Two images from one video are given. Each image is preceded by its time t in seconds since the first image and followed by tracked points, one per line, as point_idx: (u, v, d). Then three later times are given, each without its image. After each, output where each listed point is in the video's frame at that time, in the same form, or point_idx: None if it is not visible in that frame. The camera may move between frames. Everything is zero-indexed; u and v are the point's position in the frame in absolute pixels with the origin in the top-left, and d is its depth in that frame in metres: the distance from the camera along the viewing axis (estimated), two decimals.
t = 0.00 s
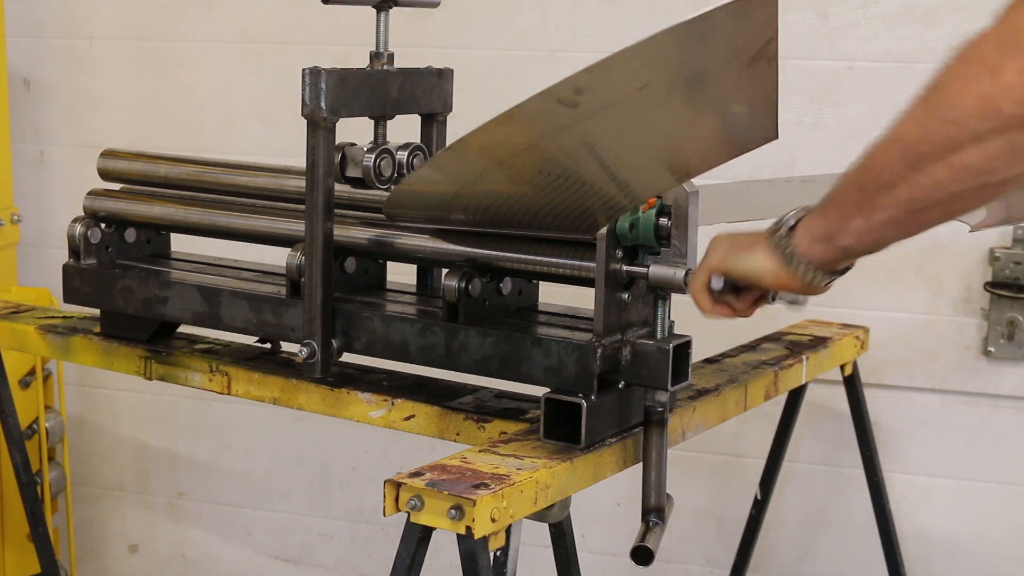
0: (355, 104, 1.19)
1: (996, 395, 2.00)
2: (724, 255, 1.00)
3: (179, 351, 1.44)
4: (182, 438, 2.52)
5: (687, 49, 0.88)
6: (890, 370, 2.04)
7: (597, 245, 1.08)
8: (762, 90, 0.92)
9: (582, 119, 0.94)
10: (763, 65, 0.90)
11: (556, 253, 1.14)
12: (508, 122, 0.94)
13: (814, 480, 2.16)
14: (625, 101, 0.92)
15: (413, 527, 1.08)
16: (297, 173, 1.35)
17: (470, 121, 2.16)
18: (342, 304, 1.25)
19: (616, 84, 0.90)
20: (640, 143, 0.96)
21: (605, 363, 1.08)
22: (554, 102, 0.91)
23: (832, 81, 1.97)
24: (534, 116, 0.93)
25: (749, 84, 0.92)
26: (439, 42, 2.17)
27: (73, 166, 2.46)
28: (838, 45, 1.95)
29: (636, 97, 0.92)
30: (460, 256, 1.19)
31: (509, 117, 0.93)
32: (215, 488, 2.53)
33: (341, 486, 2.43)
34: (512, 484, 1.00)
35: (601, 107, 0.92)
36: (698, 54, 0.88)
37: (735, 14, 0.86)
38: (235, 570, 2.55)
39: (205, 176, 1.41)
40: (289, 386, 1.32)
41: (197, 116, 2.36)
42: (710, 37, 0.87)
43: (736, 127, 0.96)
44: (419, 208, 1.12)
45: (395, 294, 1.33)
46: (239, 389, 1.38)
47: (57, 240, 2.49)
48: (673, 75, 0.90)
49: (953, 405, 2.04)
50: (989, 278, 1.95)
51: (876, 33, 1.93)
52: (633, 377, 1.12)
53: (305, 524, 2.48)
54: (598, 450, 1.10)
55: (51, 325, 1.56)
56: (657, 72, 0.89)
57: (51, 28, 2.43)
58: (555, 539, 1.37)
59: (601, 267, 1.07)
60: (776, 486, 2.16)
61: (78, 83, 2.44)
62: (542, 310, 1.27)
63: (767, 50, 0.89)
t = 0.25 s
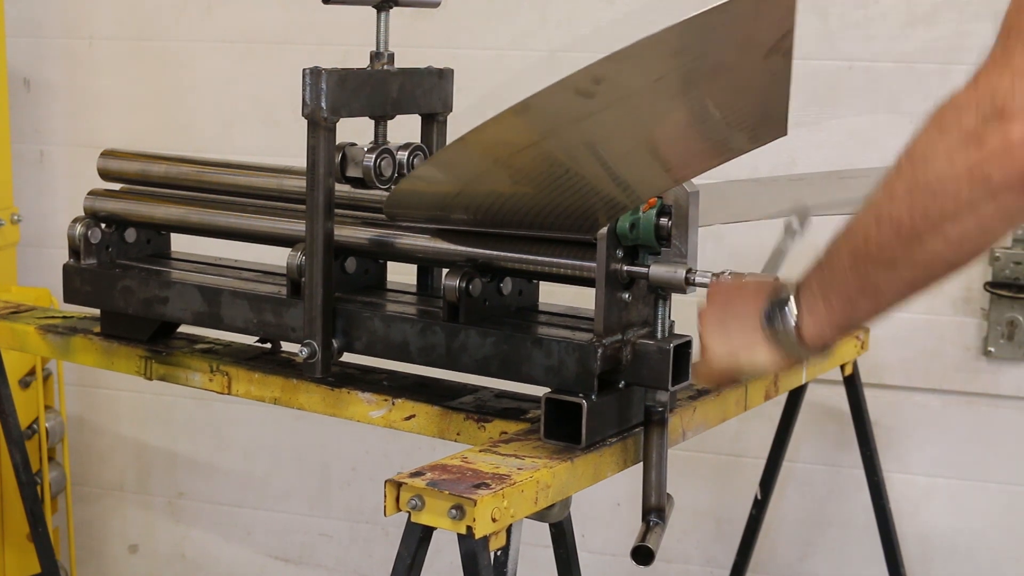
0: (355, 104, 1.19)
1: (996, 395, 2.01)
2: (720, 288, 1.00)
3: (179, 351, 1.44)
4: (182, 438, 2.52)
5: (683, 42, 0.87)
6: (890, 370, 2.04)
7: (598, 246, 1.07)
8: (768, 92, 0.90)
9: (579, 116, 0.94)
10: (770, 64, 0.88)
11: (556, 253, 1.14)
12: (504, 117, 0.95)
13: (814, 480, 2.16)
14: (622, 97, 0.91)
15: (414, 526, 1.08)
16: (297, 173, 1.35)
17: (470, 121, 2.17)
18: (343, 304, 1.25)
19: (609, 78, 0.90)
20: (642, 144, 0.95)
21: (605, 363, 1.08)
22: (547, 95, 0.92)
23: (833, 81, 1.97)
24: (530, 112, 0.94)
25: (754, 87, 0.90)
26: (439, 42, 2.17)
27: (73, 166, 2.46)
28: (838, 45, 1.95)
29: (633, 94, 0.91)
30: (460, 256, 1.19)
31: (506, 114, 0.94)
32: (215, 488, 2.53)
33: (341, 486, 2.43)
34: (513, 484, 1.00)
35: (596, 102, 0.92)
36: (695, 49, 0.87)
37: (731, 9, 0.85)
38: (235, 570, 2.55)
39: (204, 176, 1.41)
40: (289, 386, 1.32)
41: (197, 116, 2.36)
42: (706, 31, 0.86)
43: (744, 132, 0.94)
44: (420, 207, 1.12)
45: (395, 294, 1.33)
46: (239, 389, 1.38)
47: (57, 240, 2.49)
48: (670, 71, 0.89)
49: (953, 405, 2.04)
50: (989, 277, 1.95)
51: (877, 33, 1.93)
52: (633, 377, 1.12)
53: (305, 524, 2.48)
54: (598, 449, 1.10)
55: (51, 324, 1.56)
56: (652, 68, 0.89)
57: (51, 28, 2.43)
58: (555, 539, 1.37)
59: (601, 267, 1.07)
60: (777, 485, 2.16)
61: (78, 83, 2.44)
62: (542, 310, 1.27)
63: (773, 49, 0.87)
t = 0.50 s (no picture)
0: (356, 104, 1.19)
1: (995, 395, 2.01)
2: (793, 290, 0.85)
3: (180, 351, 1.44)
4: (182, 438, 2.52)
5: (681, 82, 0.79)
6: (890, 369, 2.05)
7: (599, 245, 1.08)
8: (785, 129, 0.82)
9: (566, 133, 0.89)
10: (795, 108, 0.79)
11: (556, 252, 1.14)
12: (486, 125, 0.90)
13: (814, 480, 2.16)
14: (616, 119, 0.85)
15: (415, 526, 1.07)
16: (298, 173, 1.35)
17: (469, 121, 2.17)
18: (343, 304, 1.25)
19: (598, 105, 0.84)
20: (641, 155, 0.91)
21: (606, 362, 1.08)
22: (532, 114, 0.87)
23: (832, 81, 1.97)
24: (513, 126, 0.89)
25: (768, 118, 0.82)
26: (439, 42, 2.18)
27: (73, 166, 2.46)
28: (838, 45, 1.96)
29: (627, 116, 0.85)
30: (461, 256, 1.19)
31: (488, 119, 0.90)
32: (215, 488, 2.53)
33: (341, 486, 2.43)
34: (514, 484, 1.00)
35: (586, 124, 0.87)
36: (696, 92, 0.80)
37: (741, 62, 0.76)
38: (235, 570, 2.55)
39: (205, 176, 1.41)
40: (290, 385, 1.32)
41: (197, 116, 2.36)
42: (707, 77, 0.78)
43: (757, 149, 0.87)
44: (420, 207, 1.12)
45: (396, 293, 1.33)
46: (240, 389, 1.38)
47: (57, 240, 2.49)
48: (668, 106, 0.82)
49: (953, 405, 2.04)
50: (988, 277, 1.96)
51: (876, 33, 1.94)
52: (634, 377, 1.12)
53: (305, 524, 2.48)
54: (599, 449, 1.10)
55: (51, 325, 1.56)
56: (647, 97, 0.82)
57: (50, 28, 2.43)
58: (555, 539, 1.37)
59: (602, 267, 1.07)
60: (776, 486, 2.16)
61: (78, 83, 2.44)
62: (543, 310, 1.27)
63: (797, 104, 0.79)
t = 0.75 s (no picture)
0: (356, 104, 1.19)
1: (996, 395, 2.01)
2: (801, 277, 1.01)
3: (179, 351, 1.44)
4: (182, 438, 2.52)
5: (676, 66, 0.78)
6: (891, 369, 2.05)
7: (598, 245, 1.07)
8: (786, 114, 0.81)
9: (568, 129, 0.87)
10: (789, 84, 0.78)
11: (556, 252, 1.14)
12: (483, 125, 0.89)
13: (814, 480, 2.16)
14: (614, 111, 0.84)
15: (414, 526, 1.07)
16: (297, 173, 1.35)
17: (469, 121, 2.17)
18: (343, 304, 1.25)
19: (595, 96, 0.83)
20: (645, 151, 0.89)
21: (605, 363, 1.08)
22: (531, 117, 0.86)
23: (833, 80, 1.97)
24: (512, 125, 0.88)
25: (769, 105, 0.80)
26: (439, 42, 2.17)
27: (73, 166, 2.46)
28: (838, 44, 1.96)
29: (624, 106, 0.83)
30: (460, 256, 1.19)
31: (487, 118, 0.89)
32: (215, 488, 2.53)
33: (341, 486, 2.43)
34: (514, 484, 1.00)
35: (584, 117, 0.85)
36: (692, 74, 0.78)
37: (750, 56, 0.76)
38: (235, 570, 2.55)
39: (205, 176, 1.41)
40: (290, 386, 1.32)
41: (197, 116, 2.36)
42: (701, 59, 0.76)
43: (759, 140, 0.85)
44: (420, 207, 1.11)
45: (396, 293, 1.33)
46: (239, 390, 1.38)
47: (57, 240, 2.49)
48: (664, 91, 0.81)
49: (954, 406, 2.04)
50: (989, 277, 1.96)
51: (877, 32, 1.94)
52: (634, 377, 1.12)
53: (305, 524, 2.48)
54: (598, 450, 1.10)
55: (51, 325, 1.56)
56: (646, 84, 0.80)
57: (50, 28, 2.43)
58: (555, 540, 1.37)
59: (601, 267, 1.07)
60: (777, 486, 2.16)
61: (78, 83, 2.44)
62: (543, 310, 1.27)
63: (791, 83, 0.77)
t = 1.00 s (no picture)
0: (356, 104, 1.19)
1: (996, 395, 2.01)
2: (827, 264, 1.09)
3: (179, 351, 1.44)
4: (182, 438, 2.52)
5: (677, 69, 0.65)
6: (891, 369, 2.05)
7: (599, 245, 1.08)
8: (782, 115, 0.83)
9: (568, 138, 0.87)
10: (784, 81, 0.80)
11: (556, 252, 1.14)
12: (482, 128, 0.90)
13: (814, 480, 2.16)
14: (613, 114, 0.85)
15: (414, 526, 1.07)
16: (298, 173, 1.35)
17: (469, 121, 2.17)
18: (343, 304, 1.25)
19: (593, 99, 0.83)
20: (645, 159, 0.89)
21: (605, 362, 1.08)
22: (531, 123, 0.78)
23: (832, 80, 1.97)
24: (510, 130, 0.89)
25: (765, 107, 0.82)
26: (439, 42, 2.17)
27: (73, 166, 2.46)
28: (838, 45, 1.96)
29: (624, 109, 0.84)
30: (461, 256, 1.19)
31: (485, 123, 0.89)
32: (215, 488, 2.53)
33: (341, 486, 2.43)
34: (514, 484, 1.00)
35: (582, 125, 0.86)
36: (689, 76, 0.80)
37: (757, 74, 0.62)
38: (234, 570, 2.55)
39: (205, 176, 1.41)
40: (290, 386, 1.32)
41: (197, 116, 2.36)
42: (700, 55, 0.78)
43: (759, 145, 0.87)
44: (421, 207, 1.11)
45: (396, 293, 1.33)
46: (239, 390, 1.38)
47: (56, 240, 2.49)
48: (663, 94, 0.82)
49: (954, 405, 2.04)
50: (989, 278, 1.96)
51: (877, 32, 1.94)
52: (634, 377, 1.12)
53: (305, 524, 2.48)
54: (598, 449, 1.10)
55: (51, 324, 1.56)
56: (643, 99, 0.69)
57: (51, 28, 2.43)
58: (556, 540, 1.37)
59: (602, 267, 1.07)
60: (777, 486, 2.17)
61: (78, 83, 2.44)
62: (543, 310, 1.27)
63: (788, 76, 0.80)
